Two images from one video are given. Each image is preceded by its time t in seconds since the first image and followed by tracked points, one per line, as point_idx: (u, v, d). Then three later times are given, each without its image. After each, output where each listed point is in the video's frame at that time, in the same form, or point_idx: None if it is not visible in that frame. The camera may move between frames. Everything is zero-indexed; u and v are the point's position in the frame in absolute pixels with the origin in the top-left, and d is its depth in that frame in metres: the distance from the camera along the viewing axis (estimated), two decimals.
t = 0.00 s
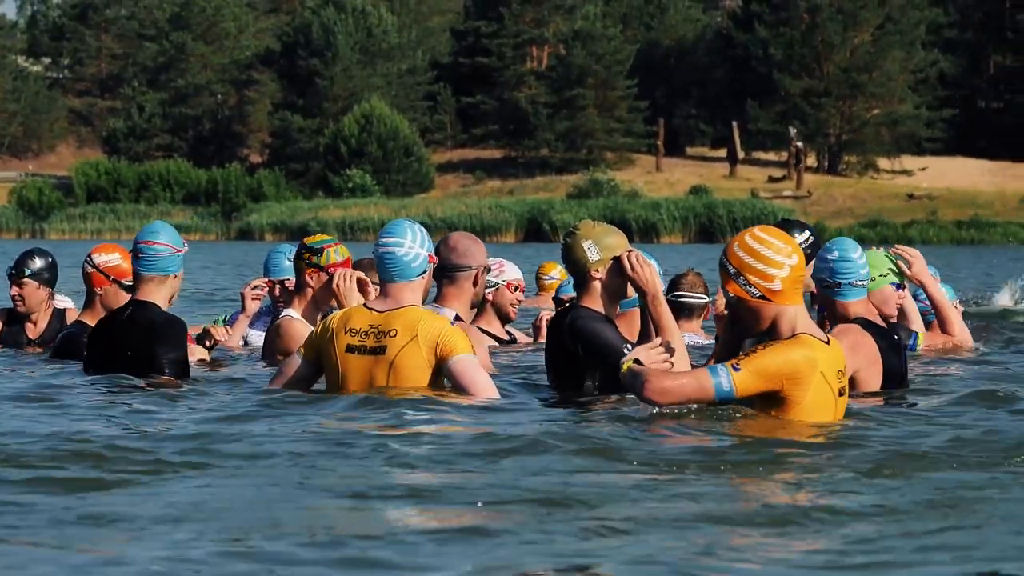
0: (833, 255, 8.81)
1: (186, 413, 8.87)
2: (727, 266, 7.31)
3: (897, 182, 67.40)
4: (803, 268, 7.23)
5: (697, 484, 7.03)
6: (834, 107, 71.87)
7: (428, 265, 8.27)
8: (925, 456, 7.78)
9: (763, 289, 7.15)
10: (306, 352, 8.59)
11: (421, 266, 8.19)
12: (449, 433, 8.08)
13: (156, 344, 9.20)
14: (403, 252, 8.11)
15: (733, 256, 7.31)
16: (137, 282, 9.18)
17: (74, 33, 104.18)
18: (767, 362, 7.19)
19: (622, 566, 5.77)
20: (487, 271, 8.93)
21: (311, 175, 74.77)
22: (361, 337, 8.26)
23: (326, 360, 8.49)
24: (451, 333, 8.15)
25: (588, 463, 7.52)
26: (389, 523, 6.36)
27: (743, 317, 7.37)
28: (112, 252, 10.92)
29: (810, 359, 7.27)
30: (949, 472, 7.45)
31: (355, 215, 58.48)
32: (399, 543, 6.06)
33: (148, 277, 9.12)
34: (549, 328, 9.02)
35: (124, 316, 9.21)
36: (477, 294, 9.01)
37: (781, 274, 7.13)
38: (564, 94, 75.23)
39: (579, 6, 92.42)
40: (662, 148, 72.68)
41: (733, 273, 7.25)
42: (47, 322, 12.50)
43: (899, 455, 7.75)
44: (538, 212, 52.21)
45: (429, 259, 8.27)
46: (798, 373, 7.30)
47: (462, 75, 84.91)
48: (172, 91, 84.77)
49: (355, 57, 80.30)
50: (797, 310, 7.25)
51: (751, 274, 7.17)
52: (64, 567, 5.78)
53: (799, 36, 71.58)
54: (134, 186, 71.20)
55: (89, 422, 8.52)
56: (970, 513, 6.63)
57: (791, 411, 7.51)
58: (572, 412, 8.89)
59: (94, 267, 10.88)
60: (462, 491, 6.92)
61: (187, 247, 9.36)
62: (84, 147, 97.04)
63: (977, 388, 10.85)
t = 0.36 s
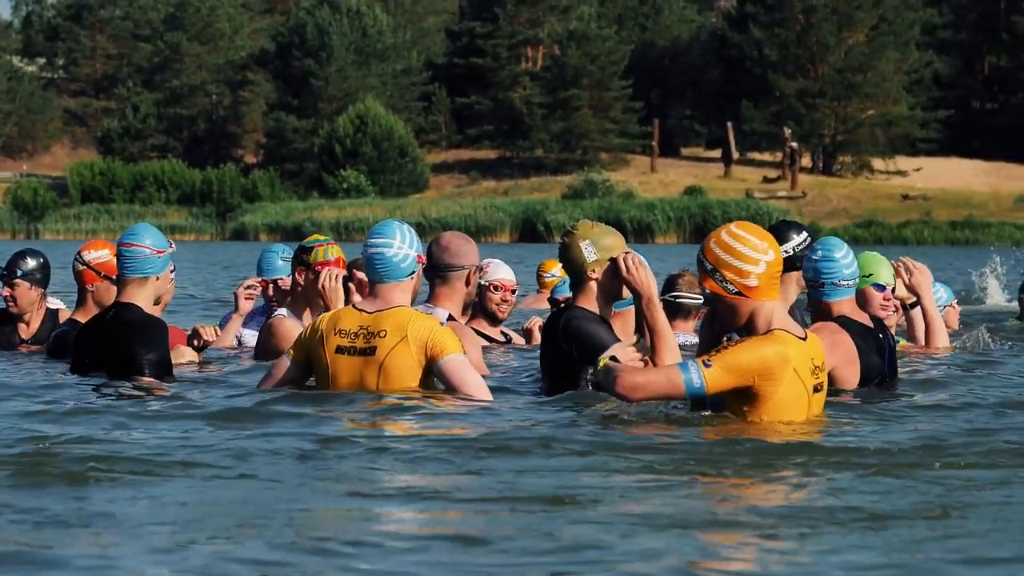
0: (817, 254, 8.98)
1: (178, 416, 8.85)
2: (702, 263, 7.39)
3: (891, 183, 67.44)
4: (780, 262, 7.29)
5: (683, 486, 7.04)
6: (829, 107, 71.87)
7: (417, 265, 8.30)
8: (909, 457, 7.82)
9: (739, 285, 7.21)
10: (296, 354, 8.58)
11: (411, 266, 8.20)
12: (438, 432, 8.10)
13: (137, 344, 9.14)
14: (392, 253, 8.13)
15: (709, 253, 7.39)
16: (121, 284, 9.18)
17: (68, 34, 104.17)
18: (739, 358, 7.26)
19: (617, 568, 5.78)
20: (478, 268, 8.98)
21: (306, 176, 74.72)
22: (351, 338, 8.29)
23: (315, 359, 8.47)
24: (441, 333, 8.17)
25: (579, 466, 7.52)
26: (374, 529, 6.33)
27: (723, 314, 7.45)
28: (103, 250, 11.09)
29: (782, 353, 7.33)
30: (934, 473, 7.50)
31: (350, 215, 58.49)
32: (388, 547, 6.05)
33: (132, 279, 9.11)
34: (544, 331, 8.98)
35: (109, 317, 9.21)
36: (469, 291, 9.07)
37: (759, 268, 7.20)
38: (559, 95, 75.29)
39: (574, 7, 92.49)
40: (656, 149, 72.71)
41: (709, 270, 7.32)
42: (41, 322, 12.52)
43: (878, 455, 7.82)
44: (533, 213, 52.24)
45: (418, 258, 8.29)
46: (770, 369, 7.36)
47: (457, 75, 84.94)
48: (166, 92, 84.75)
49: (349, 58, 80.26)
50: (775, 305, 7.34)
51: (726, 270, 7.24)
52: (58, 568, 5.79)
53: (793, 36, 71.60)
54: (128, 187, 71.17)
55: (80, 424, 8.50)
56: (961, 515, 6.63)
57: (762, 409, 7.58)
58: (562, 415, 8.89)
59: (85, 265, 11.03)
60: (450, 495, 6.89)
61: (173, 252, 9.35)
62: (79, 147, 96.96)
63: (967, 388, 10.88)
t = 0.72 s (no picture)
0: (801, 256, 9.33)
1: (169, 420, 8.84)
2: (679, 258, 7.39)
3: (885, 185, 67.51)
4: (756, 256, 7.30)
5: (667, 487, 7.06)
6: (823, 109, 71.94)
7: (403, 267, 8.35)
8: (896, 463, 7.77)
9: (715, 278, 7.22)
10: (284, 357, 8.61)
11: (398, 269, 8.28)
12: (429, 434, 8.15)
13: (118, 347, 9.17)
14: (379, 255, 8.20)
15: (686, 247, 7.40)
16: (105, 287, 9.20)
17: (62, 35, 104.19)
18: (713, 351, 7.25)
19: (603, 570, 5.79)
20: (468, 277, 9.29)
21: (299, 177, 74.72)
22: (339, 341, 8.35)
23: (303, 362, 8.50)
24: (430, 334, 8.25)
25: (569, 470, 7.55)
26: (365, 529, 6.37)
27: (700, 307, 7.45)
28: (94, 251, 11.09)
29: (758, 346, 7.31)
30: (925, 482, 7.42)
31: (343, 217, 58.44)
32: (380, 547, 6.08)
33: (115, 281, 9.13)
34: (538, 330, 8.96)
35: (93, 320, 9.23)
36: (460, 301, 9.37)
37: (735, 260, 7.20)
38: (553, 97, 75.36)
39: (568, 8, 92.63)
40: (650, 151, 72.78)
41: (687, 264, 7.32)
42: (31, 324, 12.51)
43: (859, 462, 7.77)
44: (527, 215, 52.25)
45: (405, 260, 8.34)
46: (745, 362, 7.33)
47: (450, 77, 84.96)
48: (160, 93, 84.75)
49: (343, 60, 80.24)
50: (752, 297, 7.34)
51: (703, 264, 7.25)
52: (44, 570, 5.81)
53: (787, 39, 71.73)
54: (122, 189, 71.15)
55: (72, 426, 8.50)
56: (946, 519, 6.66)
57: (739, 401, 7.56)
58: (551, 419, 8.90)
59: (77, 265, 11.02)
60: (443, 497, 6.93)
61: (157, 254, 9.37)
62: (73, 149, 96.93)
63: (951, 391, 10.89)
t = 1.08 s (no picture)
0: (783, 261, 9.26)
1: (158, 424, 8.86)
2: (654, 252, 7.42)
3: (876, 189, 67.62)
4: (730, 247, 7.34)
5: (649, 491, 7.06)
6: (815, 113, 71.97)
7: (388, 270, 8.39)
8: (883, 468, 7.78)
9: (688, 270, 7.26)
10: (270, 362, 8.66)
11: (383, 272, 8.29)
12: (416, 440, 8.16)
13: (102, 350, 9.19)
14: (364, 258, 8.20)
15: (661, 239, 7.42)
16: (90, 290, 9.21)
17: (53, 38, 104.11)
18: (690, 341, 7.24)
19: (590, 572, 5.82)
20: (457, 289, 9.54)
21: (291, 180, 74.71)
22: (324, 345, 8.35)
23: (289, 367, 8.53)
24: (416, 338, 8.27)
25: (559, 475, 7.57)
26: (355, 531, 6.42)
27: (675, 300, 7.45)
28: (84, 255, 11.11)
29: (734, 335, 7.31)
30: (915, 487, 7.42)
31: (335, 221, 58.34)
32: (368, 552, 6.09)
33: (100, 284, 9.14)
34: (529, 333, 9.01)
35: (78, 323, 9.25)
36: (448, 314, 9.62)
37: (708, 251, 7.24)
38: (545, 100, 75.43)
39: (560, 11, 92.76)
40: (642, 154, 72.83)
41: (660, 256, 7.34)
42: (20, 328, 12.49)
43: (843, 467, 7.75)
44: (519, 218, 52.24)
45: (388, 264, 8.38)
46: (721, 353, 7.30)
47: (442, 81, 84.97)
48: (152, 96, 84.66)
49: (335, 63, 80.19)
50: (727, 287, 7.35)
51: (676, 257, 7.28)
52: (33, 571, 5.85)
53: (779, 42, 71.79)
54: (114, 192, 71.04)
55: (61, 431, 8.51)
56: (936, 522, 6.70)
57: (714, 390, 7.48)
58: (538, 425, 8.92)
59: (69, 269, 11.02)
60: (431, 500, 6.96)
61: (142, 256, 9.36)
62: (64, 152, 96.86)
63: (939, 396, 10.89)
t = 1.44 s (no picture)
0: (769, 264, 9.20)
1: (146, 428, 8.85)
2: (624, 243, 7.38)
3: (867, 193, 67.65)
4: (698, 237, 7.30)
5: (633, 497, 7.04)
6: (805, 117, 72.05)
7: (370, 274, 8.39)
8: (866, 471, 7.81)
9: (660, 262, 7.21)
10: (252, 368, 8.67)
11: (365, 276, 8.27)
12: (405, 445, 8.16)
13: (85, 354, 9.20)
14: (347, 263, 8.18)
15: (631, 230, 7.38)
16: (73, 294, 9.23)
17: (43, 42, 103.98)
18: (665, 334, 7.21)
19: None
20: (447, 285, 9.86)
21: (281, 184, 74.69)
22: (309, 349, 8.34)
23: (274, 372, 8.55)
24: (400, 341, 8.26)
25: (546, 478, 7.60)
26: (343, 534, 6.43)
27: (648, 292, 7.44)
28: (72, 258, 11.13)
29: (709, 325, 7.28)
30: (899, 490, 7.42)
31: (325, 225, 58.23)
32: (355, 555, 6.08)
33: (83, 287, 9.15)
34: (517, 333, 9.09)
35: (61, 326, 9.24)
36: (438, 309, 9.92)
37: (678, 243, 7.21)
38: (535, 104, 75.45)
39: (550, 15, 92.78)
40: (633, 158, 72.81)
41: (630, 247, 7.31)
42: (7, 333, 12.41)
43: (825, 471, 7.76)
44: (509, 222, 52.16)
45: (371, 268, 8.38)
46: (696, 345, 7.28)
47: (432, 85, 84.91)
48: (142, 100, 84.46)
49: (326, 66, 80.10)
50: (699, 277, 7.32)
51: (647, 248, 7.24)
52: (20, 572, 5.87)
53: (769, 46, 71.88)
54: (104, 196, 70.89)
55: (48, 435, 8.50)
56: (921, 526, 6.70)
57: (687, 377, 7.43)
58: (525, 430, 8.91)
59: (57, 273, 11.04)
60: (418, 503, 6.97)
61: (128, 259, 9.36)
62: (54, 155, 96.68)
63: (927, 401, 10.90)
